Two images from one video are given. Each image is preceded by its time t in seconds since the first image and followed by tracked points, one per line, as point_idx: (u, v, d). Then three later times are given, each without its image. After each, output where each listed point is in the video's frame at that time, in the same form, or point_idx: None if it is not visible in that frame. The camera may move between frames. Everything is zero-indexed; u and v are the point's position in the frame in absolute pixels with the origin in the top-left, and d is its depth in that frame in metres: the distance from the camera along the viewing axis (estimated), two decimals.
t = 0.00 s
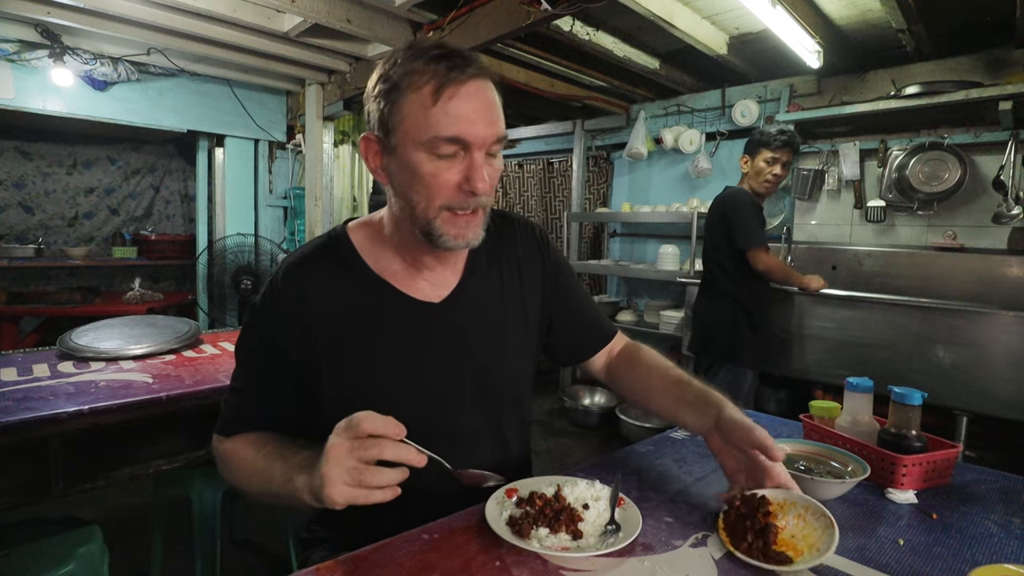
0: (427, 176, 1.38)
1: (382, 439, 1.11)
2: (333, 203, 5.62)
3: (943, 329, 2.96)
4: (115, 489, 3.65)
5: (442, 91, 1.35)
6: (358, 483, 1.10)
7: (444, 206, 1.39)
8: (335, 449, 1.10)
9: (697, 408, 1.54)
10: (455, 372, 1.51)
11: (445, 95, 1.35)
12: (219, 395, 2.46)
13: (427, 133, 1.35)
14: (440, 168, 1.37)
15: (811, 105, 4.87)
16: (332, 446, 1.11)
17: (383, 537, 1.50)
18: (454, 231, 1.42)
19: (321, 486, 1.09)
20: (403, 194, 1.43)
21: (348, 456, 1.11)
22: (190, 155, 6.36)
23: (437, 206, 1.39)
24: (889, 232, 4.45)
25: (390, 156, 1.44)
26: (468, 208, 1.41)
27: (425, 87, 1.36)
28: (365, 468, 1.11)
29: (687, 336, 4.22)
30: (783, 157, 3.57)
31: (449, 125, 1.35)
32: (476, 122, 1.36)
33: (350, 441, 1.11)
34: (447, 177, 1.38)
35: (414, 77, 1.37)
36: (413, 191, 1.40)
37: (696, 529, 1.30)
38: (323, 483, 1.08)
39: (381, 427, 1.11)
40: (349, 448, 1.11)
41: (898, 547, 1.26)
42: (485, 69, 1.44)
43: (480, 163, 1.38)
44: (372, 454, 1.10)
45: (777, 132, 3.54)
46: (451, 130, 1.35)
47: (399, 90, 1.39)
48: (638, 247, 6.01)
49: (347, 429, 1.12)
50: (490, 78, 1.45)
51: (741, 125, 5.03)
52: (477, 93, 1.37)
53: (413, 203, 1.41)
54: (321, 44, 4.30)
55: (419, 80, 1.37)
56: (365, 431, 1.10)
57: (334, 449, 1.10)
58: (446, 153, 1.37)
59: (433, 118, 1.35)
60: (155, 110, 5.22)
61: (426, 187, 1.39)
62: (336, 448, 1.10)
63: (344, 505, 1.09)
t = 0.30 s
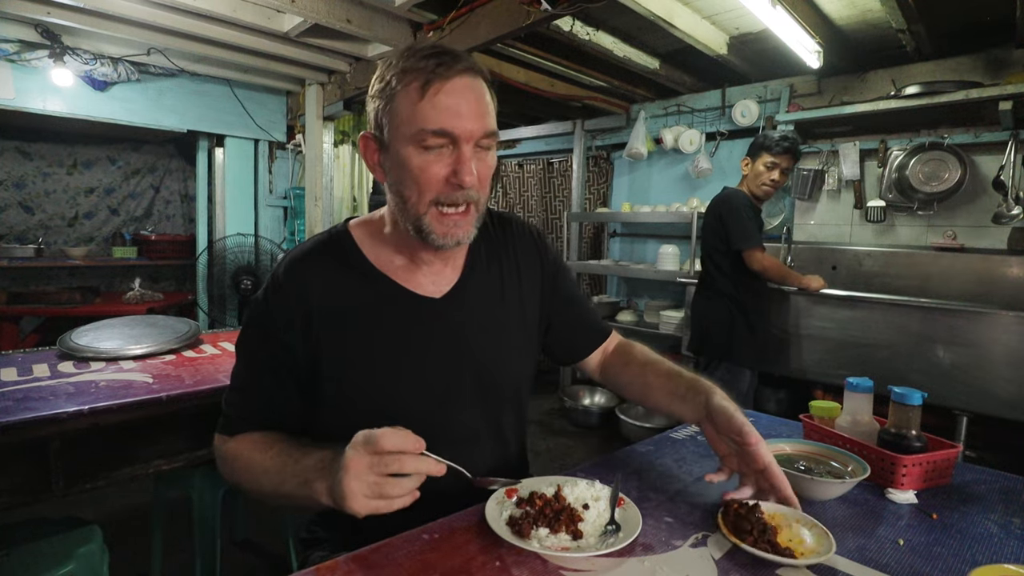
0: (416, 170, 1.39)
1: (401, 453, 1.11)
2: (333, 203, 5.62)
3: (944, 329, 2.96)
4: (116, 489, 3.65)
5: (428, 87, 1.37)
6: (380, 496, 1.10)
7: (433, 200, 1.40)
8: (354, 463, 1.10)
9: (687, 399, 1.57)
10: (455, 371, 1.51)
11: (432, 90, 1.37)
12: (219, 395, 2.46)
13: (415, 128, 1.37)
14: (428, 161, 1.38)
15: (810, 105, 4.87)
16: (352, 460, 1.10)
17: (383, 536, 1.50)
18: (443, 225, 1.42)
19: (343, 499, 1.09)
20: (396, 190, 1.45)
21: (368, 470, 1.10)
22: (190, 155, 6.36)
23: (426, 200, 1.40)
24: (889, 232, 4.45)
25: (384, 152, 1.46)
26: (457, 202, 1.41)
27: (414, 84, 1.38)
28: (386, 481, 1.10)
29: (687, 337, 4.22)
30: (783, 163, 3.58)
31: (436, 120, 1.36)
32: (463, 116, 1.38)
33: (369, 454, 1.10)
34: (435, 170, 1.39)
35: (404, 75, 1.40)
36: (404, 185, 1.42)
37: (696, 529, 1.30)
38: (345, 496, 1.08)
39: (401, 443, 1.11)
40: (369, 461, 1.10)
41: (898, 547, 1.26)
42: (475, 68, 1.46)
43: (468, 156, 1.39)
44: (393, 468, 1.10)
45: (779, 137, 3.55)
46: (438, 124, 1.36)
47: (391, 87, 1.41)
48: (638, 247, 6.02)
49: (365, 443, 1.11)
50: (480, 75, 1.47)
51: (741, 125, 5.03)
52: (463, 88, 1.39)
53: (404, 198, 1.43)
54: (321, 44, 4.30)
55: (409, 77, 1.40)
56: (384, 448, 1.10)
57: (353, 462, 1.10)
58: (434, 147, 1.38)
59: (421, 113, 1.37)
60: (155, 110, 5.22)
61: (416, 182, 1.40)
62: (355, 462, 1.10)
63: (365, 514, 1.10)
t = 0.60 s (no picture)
0: (406, 166, 1.41)
1: (390, 463, 1.07)
2: (333, 203, 5.62)
3: (944, 330, 2.96)
4: (116, 489, 3.65)
5: (419, 85, 1.40)
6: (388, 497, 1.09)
7: (425, 198, 1.41)
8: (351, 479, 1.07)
9: (658, 396, 1.62)
10: (458, 374, 1.51)
11: (422, 88, 1.40)
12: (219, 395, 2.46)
13: (404, 124, 1.40)
14: (417, 157, 1.40)
15: (811, 105, 4.87)
16: (347, 477, 1.07)
17: (383, 536, 1.50)
18: (434, 223, 1.42)
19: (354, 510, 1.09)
20: (392, 187, 1.48)
21: (364, 482, 1.08)
22: (190, 156, 6.36)
23: (416, 196, 1.41)
24: (889, 233, 4.45)
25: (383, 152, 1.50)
26: (446, 198, 1.41)
27: (407, 83, 1.42)
28: (386, 485, 1.08)
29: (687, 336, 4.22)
30: (782, 161, 3.58)
31: (424, 116, 1.39)
32: (451, 111, 1.39)
33: (359, 471, 1.07)
34: (425, 168, 1.40)
35: (400, 76, 1.44)
36: (398, 181, 1.44)
37: (696, 529, 1.30)
38: (354, 509, 1.07)
39: (388, 456, 1.06)
40: (362, 477, 1.07)
41: (898, 547, 1.26)
42: (472, 69, 1.49)
43: (454, 152, 1.40)
44: (388, 476, 1.07)
45: (778, 136, 3.56)
46: (425, 120, 1.39)
47: (389, 88, 1.46)
48: (638, 247, 6.02)
49: (352, 460, 1.07)
50: (476, 75, 1.49)
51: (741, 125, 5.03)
52: (452, 85, 1.41)
53: (397, 194, 1.45)
54: (321, 44, 4.30)
55: (403, 78, 1.44)
56: (374, 465, 1.05)
57: (348, 479, 1.07)
58: (422, 142, 1.40)
59: (410, 110, 1.40)
60: (155, 110, 5.22)
61: (407, 178, 1.42)
62: (350, 478, 1.07)
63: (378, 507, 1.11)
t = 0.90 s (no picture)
0: (417, 179, 1.41)
1: (376, 508, 1.04)
2: (333, 203, 5.62)
3: (944, 329, 2.96)
4: (116, 489, 3.65)
5: (439, 100, 1.39)
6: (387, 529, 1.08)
7: (430, 211, 1.41)
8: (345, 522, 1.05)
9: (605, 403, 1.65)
10: (460, 382, 1.51)
11: (441, 103, 1.39)
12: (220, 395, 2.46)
13: (420, 138, 1.40)
14: (429, 171, 1.40)
15: (811, 105, 4.87)
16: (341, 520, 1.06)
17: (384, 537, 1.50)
18: (437, 237, 1.42)
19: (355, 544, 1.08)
20: (403, 197, 1.48)
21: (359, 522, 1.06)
22: (190, 156, 6.36)
23: (424, 209, 1.42)
24: (889, 233, 4.45)
25: (399, 159, 1.50)
26: (453, 214, 1.41)
27: (428, 96, 1.41)
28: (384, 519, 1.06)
29: (687, 336, 4.22)
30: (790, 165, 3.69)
31: (439, 132, 1.38)
32: (467, 129, 1.38)
33: (349, 514, 1.05)
34: (434, 182, 1.40)
35: (423, 87, 1.43)
36: (408, 192, 1.45)
37: (695, 529, 1.30)
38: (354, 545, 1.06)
39: (374, 502, 1.03)
40: (354, 519, 1.05)
41: (898, 547, 1.26)
42: (497, 86, 1.47)
43: (465, 170, 1.39)
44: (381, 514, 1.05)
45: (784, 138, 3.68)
46: (440, 136, 1.38)
47: (412, 97, 1.45)
48: (638, 247, 6.02)
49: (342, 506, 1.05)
50: (502, 93, 1.48)
51: (742, 125, 5.03)
52: (473, 102, 1.40)
53: (407, 204, 1.46)
54: (321, 44, 4.30)
55: (426, 89, 1.43)
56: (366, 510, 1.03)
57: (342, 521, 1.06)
58: (436, 158, 1.40)
59: (427, 124, 1.39)
60: (155, 110, 5.22)
61: (417, 190, 1.42)
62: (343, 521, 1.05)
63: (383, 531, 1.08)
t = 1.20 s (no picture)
0: (433, 194, 1.37)
1: (401, 475, 1.04)
2: (333, 203, 5.62)
3: (944, 329, 2.96)
4: (115, 489, 3.65)
5: (459, 114, 1.34)
6: (400, 513, 1.08)
7: (445, 227, 1.39)
8: (360, 492, 1.05)
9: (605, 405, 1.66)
10: (458, 383, 1.52)
11: (462, 119, 1.34)
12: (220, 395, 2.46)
13: (440, 153, 1.34)
14: (447, 188, 1.37)
15: (810, 105, 4.87)
16: (358, 490, 1.05)
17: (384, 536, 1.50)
18: (450, 250, 1.41)
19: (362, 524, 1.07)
20: (412, 206, 1.44)
21: (375, 496, 1.06)
22: (190, 155, 6.36)
23: (439, 224, 1.39)
24: (889, 233, 4.45)
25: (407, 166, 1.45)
26: (469, 231, 1.39)
27: (447, 108, 1.36)
28: (398, 498, 1.06)
29: (687, 336, 4.22)
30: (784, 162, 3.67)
31: (459, 148, 1.34)
32: (488, 148, 1.34)
33: (369, 482, 1.05)
34: (450, 197, 1.37)
35: (439, 96, 1.37)
36: (420, 204, 1.41)
37: (695, 529, 1.30)
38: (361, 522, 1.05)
39: (400, 468, 1.03)
40: (373, 489, 1.05)
41: (898, 547, 1.26)
42: (512, 98, 1.44)
43: (484, 189, 1.36)
44: (400, 486, 1.05)
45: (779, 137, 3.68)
46: (459, 154, 1.34)
47: (425, 105, 1.39)
48: (638, 247, 6.01)
49: (365, 472, 1.05)
50: (515, 105, 1.45)
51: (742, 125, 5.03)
52: (492, 119, 1.36)
53: (419, 216, 1.42)
54: (321, 45, 4.30)
55: (443, 100, 1.37)
56: (387, 476, 1.03)
57: (359, 491, 1.05)
58: (454, 174, 1.36)
59: (447, 139, 1.34)
60: (156, 110, 5.22)
61: (431, 205, 1.39)
62: (360, 490, 1.05)
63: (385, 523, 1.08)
